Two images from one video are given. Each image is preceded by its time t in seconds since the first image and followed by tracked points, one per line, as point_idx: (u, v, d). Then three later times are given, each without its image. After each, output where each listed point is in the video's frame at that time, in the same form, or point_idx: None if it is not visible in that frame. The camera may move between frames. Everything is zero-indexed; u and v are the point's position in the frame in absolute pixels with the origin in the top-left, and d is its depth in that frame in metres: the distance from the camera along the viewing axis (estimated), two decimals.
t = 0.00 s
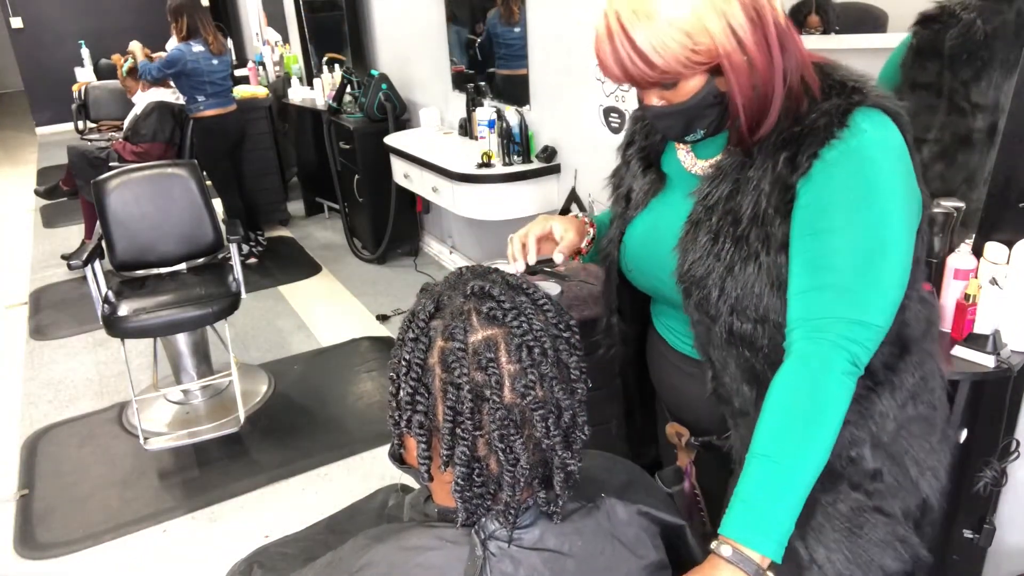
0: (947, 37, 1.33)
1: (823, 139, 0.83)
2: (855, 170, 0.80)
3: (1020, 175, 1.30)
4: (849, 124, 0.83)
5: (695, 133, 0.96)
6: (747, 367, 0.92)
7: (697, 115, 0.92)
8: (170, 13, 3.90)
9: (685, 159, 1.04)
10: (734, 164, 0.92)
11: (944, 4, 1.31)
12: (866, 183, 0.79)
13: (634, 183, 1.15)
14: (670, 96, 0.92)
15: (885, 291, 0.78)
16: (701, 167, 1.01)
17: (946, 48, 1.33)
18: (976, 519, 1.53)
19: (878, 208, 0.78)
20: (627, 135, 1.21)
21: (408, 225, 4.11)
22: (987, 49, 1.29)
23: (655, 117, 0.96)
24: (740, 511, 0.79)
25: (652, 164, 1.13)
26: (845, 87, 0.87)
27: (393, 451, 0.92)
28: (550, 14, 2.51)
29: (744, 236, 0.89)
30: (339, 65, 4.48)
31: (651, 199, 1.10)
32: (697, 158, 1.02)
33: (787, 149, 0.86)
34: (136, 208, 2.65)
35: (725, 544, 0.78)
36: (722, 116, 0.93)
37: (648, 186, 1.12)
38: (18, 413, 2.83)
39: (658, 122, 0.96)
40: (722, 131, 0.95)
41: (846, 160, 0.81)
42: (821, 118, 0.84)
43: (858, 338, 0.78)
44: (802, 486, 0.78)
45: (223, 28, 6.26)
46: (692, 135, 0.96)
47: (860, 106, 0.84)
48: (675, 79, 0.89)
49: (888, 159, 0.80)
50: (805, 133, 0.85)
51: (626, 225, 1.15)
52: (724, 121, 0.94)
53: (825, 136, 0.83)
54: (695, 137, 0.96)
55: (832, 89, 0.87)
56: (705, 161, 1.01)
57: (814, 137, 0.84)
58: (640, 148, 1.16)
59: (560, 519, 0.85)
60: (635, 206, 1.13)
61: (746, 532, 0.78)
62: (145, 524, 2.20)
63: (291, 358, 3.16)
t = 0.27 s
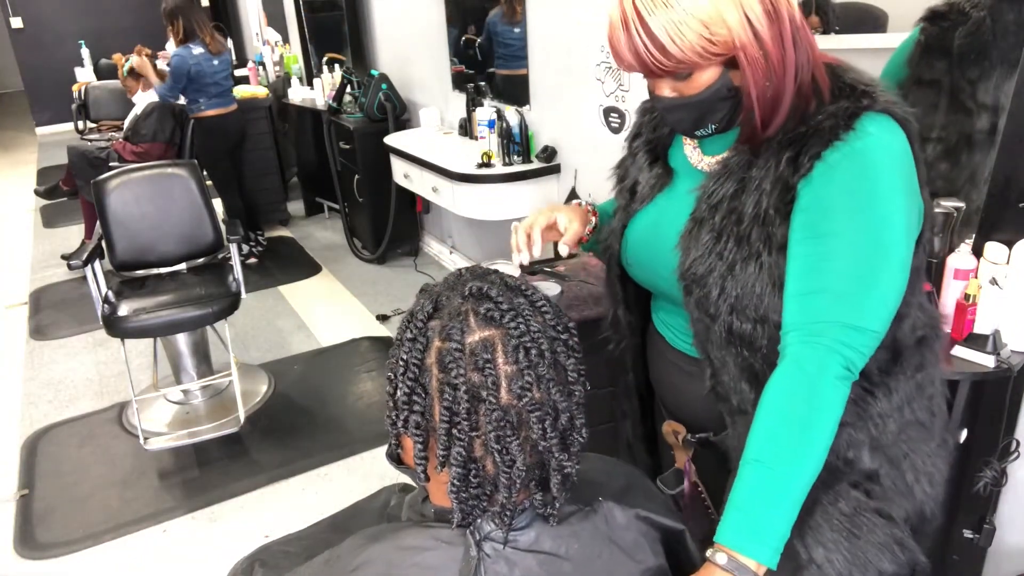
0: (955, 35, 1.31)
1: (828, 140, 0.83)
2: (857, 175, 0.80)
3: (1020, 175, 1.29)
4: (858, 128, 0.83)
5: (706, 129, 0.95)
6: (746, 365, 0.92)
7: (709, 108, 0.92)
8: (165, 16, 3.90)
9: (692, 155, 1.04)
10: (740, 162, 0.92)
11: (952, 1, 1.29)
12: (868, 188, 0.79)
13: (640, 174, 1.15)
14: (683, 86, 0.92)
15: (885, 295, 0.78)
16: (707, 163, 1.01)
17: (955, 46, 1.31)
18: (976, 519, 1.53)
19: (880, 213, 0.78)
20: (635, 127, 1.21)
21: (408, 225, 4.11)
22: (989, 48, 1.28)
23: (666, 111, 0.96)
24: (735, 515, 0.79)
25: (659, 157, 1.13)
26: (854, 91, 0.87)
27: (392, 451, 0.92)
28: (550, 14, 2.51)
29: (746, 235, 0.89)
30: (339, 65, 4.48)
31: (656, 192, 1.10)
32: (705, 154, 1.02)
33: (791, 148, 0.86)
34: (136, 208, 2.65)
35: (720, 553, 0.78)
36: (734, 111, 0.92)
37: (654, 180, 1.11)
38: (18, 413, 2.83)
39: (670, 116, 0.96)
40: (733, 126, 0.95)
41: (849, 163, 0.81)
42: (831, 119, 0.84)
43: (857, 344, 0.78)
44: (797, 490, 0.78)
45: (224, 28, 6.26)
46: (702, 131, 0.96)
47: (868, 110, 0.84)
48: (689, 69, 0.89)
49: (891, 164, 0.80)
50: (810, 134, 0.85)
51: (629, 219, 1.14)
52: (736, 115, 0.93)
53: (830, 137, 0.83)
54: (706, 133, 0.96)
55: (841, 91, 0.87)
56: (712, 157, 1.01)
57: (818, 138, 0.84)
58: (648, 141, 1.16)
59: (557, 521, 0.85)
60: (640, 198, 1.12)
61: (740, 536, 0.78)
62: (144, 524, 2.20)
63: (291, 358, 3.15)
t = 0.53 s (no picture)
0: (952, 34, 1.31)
1: (828, 141, 0.83)
2: (857, 174, 0.80)
3: (1020, 175, 1.29)
4: (857, 125, 0.83)
5: (700, 126, 0.95)
6: (755, 374, 0.92)
7: (707, 102, 0.92)
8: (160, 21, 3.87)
9: (688, 162, 1.04)
10: (740, 167, 0.92)
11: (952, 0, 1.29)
12: (866, 188, 0.79)
13: (633, 186, 1.15)
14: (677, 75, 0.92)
15: (890, 295, 0.78)
16: (705, 169, 1.01)
17: (952, 43, 1.31)
18: (976, 519, 1.53)
19: (880, 213, 0.79)
20: (624, 136, 1.21)
21: (408, 225, 4.11)
22: (987, 46, 1.28)
23: (662, 105, 0.95)
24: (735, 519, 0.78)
25: (652, 166, 1.12)
26: (849, 89, 0.87)
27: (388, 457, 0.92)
28: (550, 14, 2.52)
29: (749, 242, 0.89)
30: (339, 65, 4.48)
31: (651, 203, 1.09)
32: (701, 159, 1.03)
33: (791, 151, 0.86)
34: (136, 208, 2.65)
35: (723, 555, 0.78)
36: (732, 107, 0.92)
37: (648, 192, 1.10)
38: (18, 413, 2.83)
39: (666, 112, 0.96)
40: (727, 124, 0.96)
41: (852, 162, 0.81)
42: (828, 118, 0.85)
43: (864, 347, 0.78)
44: (801, 493, 0.77)
45: (224, 27, 6.26)
46: (695, 130, 0.96)
47: (865, 108, 0.84)
48: (688, 56, 0.89)
49: (888, 162, 0.80)
50: (810, 135, 0.85)
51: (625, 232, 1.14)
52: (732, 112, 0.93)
53: (830, 137, 0.83)
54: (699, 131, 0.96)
55: (837, 90, 0.87)
56: (711, 162, 1.00)
57: (818, 139, 0.84)
58: (638, 150, 1.15)
59: (554, 526, 0.86)
60: (635, 209, 1.11)
61: (744, 539, 0.77)
62: (144, 524, 2.20)
63: (291, 358, 3.15)
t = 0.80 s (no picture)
0: (950, 36, 1.31)
1: (839, 131, 0.83)
2: (867, 167, 0.80)
3: (1020, 174, 1.29)
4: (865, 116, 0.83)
5: (724, 87, 0.95)
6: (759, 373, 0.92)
7: (737, 57, 0.92)
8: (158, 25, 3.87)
9: (687, 156, 1.03)
10: (747, 159, 0.91)
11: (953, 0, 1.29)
12: (877, 181, 0.79)
13: (628, 187, 1.10)
14: (710, 18, 0.92)
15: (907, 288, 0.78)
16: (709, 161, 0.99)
17: (950, 45, 1.32)
18: (976, 519, 1.53)
19: (891, 207, 0.79)
20: (615, 138, 1.19)
21: (408, 225, 4.11)
22: (985, 47, 1.28)
23: (693, 52, 0.94)
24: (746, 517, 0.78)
25: (647, 167, 1.10)
26: (856, 82, 0.87)
27: (392, 453, 0.92)
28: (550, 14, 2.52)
29: (759, 236, 0.88)
30: (339, 65, 4.48)
31: (648, 204, 1.06)
32: (701, 153, 1.01)
33: (800, 144, 0.86)
34: (136, 208, 2.65)
35: (727, 544, 0.78)
36: (758, 72, 0.93)
37: (646, 192, 1.07)
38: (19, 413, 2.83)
39: (696, 62, 0.94)
40: (749, 95, 0.95)
41: (862, 154, 0.81)
42: (836, 108, 0.85)
43: (884, 345, 0.78)
44: (812, 489, 0.77)
45: (223, 28, 6.26)
46: (716, 93, 0.96)
47: (872, 100, 0.84)
48: None
49: (896, 156, 0.81)
50: (820, 126, 0.85)
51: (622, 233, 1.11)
52: (757, 79, 0.94)
53: (841, 127, 0.83)
54: (721, 95, 0.95)
55: (844, 82, 0.88)
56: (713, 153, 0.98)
57: (829, 129, 0.84)
58: (632, 151, 1.13)
59: (559, 518, 0.86)
60: (633, 212, 1.08)
61: (756, 535, 0.77)
62: (145, 524, 2.20)
63: (291, 358, 3.15)
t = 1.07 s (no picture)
0: (965, 40, 1.30)
1: (858, 126, 0.78)
2: (895, 167, 0.75)
3: (1020, 174, 1.29)
4: (884, 110, 0.78)
5: (732, 81, 0.89)
6: (750, 385, 0.87)
7: (745, 48, 0.87)
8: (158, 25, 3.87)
9: (691, 162, 0.97)
10: (755, 157, 0.86)
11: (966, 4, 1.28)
12: (907, 183, 0.74)
13: (631, 197, 1.03)
14: (719, 7, 0.88)
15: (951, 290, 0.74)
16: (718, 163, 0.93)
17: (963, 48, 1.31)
18: (976, 519, 1.53)
19: (923, 209, 0.74)
20: (609, 144, 1.12)
21: (408, 225, 4.11)
22: (996, 48, 1.27)
23: (701, 42, 0.90)
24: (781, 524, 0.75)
25: (650, 176, 1.02)
26: (869, 77, 0.83)
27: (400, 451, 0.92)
28: (551, 14, 2.51)
29: (770, 237, 0.83)
30: (339, 65, 4.48)
31: (654, 214, 0.98)
32: (705, 158, 0.96)
33: (816, 142, 0.81)
34: (136, 208, 2.65)
35: (745, 530, 0.77)
36: (768, 65, 0.88)
37: (650, 202, 0.99)
38: (19, 413, 2.83)
39: (703, 53, 0.90)
40: (757, 92, 0.90)
41: (889, 151, 0.76)
42: (850, 102, 0.80)
43: (940, 355, 0.74)
44: (847, 493, 0.75)
45: (224, 28, 6.27)
46: (723, 87, 0.90)
47: (886, 95, 0.80)
48: None
49: (922, 152, 0.76)
50: (838, 121, 0.80)
51: (625, 246, 1.02)
52: (767, 73, 0.89)
53: (861, 121, 0.78)
54: (728, 89, 0.90)
55: (857, 79, 0.83)
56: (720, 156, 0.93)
57: (848, 124, 0.79)
58: (631, 160, 1.06)
59: (571, 506, 0.86)
60: (637, 224, 1.00)
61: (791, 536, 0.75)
62: (145, 524, 2.20)
63: (291, 358, 3.16)
